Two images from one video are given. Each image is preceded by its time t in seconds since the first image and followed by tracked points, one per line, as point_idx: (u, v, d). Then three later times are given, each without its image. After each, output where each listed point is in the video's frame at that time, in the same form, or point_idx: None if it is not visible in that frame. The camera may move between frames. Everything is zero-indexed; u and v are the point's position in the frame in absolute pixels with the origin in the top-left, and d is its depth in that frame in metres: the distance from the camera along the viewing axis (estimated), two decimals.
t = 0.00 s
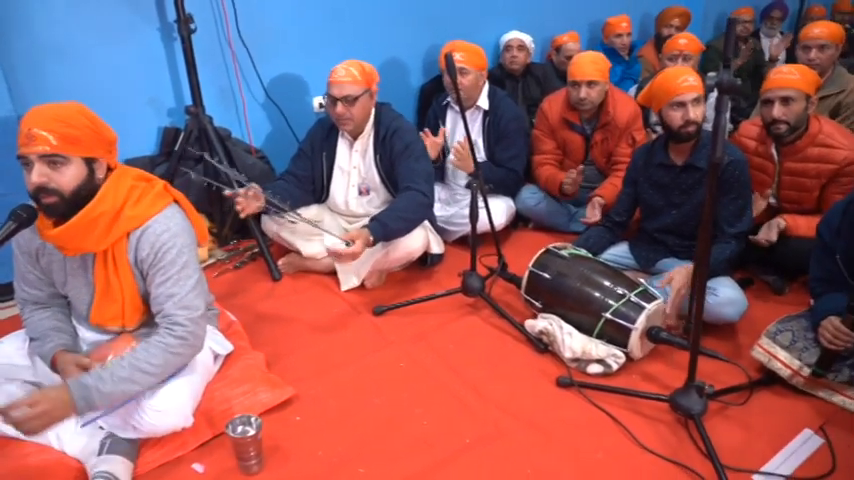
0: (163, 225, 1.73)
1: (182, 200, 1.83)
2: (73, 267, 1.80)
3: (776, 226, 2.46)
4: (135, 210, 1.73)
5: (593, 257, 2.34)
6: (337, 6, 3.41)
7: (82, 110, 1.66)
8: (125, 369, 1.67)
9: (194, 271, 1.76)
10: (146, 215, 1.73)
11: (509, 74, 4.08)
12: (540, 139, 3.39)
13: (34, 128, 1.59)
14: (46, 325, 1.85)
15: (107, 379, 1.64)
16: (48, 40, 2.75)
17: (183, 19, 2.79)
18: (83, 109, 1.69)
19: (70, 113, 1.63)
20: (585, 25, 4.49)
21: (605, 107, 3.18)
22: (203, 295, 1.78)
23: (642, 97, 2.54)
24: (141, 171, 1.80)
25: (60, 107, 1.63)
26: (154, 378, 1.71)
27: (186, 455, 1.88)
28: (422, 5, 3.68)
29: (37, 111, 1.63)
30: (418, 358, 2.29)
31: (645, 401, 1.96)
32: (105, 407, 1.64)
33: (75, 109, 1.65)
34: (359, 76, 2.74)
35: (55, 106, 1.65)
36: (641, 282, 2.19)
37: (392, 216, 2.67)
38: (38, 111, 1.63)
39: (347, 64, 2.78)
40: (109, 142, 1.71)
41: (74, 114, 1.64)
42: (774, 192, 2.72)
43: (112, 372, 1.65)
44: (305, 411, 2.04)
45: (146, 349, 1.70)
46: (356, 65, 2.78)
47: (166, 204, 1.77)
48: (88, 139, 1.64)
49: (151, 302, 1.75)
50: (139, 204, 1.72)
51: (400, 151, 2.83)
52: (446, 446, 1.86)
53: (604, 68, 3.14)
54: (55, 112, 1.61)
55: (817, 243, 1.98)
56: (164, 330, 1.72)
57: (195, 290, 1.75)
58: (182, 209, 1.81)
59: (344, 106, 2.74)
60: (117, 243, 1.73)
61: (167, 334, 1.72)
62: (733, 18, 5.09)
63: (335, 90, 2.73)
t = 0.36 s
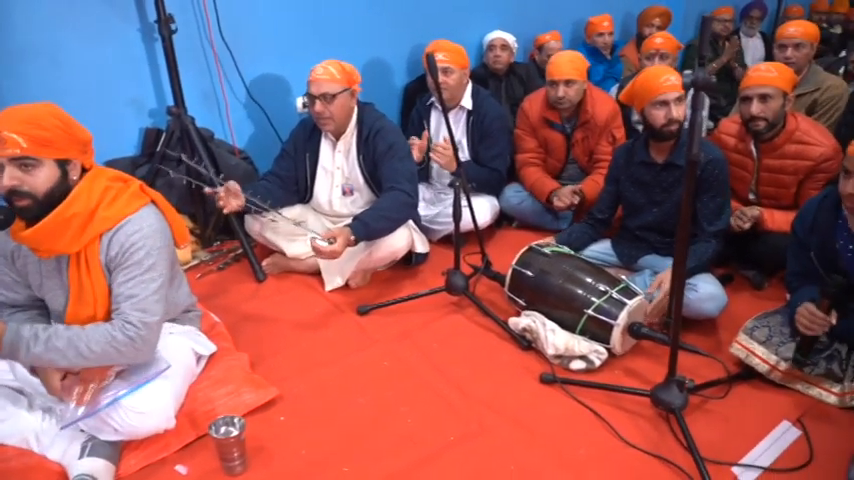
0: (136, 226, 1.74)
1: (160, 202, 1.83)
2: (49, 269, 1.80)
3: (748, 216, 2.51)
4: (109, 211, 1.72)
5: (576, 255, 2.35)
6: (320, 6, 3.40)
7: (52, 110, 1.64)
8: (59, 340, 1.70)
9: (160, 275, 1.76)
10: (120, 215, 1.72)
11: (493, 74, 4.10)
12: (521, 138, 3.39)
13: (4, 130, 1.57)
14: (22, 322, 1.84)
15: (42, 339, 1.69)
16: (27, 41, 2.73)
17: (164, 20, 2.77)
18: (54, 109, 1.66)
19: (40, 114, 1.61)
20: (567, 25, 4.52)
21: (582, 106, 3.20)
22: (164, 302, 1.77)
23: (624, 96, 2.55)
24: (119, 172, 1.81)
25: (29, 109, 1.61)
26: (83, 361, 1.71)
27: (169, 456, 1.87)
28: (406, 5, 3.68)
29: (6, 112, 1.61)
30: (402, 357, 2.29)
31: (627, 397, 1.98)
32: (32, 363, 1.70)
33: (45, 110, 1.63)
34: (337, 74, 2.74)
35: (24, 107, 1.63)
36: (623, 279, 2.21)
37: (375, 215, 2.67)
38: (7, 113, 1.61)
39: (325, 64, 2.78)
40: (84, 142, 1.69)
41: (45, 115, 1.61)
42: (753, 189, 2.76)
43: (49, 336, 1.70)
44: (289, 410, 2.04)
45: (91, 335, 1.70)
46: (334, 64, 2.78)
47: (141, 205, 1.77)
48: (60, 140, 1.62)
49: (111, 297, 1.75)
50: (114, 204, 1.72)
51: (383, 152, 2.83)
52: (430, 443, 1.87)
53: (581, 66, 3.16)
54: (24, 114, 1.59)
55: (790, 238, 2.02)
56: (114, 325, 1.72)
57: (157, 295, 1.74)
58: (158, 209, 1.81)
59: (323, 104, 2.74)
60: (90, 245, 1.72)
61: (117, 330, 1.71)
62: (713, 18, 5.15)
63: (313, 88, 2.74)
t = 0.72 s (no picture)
0: (126, 227, 1.75)
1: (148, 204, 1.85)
2: (38, 272, 1.81)
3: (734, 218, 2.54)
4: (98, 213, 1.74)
5: (563, 256, 2.38)
6: (310, 9, 3.42)
7: (40, 114, 1.64)
8: (50, 342, 1.71)
9: (150, 276, 1.77)
10: (109, 218, 1.74)
11: (483, 77, 4.13)
12: (510, 140, 3.42)
13: None
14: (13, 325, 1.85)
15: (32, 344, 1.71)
16: (18, 45, 2.74)
17: (154, 23, 2.79)
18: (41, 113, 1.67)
19: (29, 119, 1.61)
20: (557, 28, 4.55)
21: (572, 108, 3.23)
22: (154, 303, 1.78)
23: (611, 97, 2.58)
24: (107, 176, 1.82)
25: (17, 114, 1.61)
26: (75, 363, 1.72)
27: (159, 457, 1.88)
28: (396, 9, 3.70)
29: None
30: (392, 358, 2.31)
31: (613, 395, 2.00)
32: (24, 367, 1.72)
33: (33, 115, 1.63)
34: (329, 77, 2.77)
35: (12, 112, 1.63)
36: (609, 278, 2.24)
37: (364, 217, 2.69)
38: None
39: (318, 66, 2.80)
40: (72, 146, 1.70)
41: (34, 120, 1.62)
42: (739, 189, 2.80)
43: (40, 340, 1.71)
44: (279, 411, 2.06)
45: (82, 336, 1.71)
46: (328, 66, 2.81)
47: (131, 207, 1.79)
48: (50, 144, 1.63)
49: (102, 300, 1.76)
50: (103, 207, 1.74)
51: (373, 154, 2.85)
52: (419, 442, 1.88)
53: (570, 69, 3.18)
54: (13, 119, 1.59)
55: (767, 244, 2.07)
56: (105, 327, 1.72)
57: (147, 295, 1.76)
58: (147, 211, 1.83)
59: (313, 105, 2.76)
60: (80, 247, 1.73)
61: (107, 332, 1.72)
62: (701, 21, 5.20)
63: (304, 89, 2.76)
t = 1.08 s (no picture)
0: (122, 226, 1.75)
1: (142, 202, 1.85)
2: (31, 270, 1.83)
3: (720, 214, 2.58)
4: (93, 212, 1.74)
5: (550, 254, 2.41)
6: (301, 10, 3.44)
7: (36, 114, 1.67)
8: (89, 385, 1.69)
9: (153, 273, 1.77)
10: (104, 216, 1.74)
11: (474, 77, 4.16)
12: (500, 140, 3.44)
13: None
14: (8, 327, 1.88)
15: (72, 398, 1.66)
16: (10, 46, 2.75)
17: (144, 25, 2.80)
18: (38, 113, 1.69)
19: (25, 118, 1.63)
20: (548, 28, 4.59)
21: (562, 108, 3.26)
22: (163, 297, 1.79)
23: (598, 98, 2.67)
24: (100, 175, 1.82)
25: (13, 113, 1.63)
26: (120, 389, 1.73)
27: (151, 454, 1.91)
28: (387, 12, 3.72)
29: None
30: (382, 356, 2.33)
31: (599, 391, 2.03)
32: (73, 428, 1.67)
33: (30, 115, 1.65)
34: (318, 81, 2.78)
35: (8, 112, 1.65)
36: (596, 276, 2.26)
37: (357, 217, 2.70)
38: None
39: (306, 70, 2.82)
40: (68, 147, 1.72)
41: (30, 120, 1.64)
42: (725, 187, 2.82)
43: (76, 390, 1.67)
44: (269, 408, 2.08)
45: (109, 359, 1.73)
46: (316, 70, 2.81)
47: (124, 206, 1.78)
48: (45, 143, 1.65)
49: (111, 305, 1.76)
50: (98, 205, 1.74)
51: (363, 153, 2.87)
52: (407, 438, 1.91)
53: (558, 69, 3.21)
54: (9, 118, 1.61)
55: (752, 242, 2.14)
56: (125, 336, 1.74)
57: (155, 292, 1.77)
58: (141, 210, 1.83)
59: (304, 111, 2.78)
60: (75, 245, 1.74)
61: (128, 340, 1.74)
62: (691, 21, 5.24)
63: (295, 95, 2.77)
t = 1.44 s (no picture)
0: (101, 229, 1.75)
1: (122, 203, 1.84)
2: (11, 271, 1.83)
3: (706, 211, 2.61)
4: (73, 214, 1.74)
5: (534, 252, 2.42)
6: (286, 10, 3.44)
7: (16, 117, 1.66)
8: (67, 386, 1.71)
9: (133, 276, 1.78)
10: (85, 219, 1.74)
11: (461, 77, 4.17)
12: (485, 139, 3.46)
13: None
14: None
15: (50, 401, 1.68)
16: None
17: (127, 26, 2.80)
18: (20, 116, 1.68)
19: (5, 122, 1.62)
20: (534, 28, 4.62)
21: (544, 107, 3.30)
22: (142, 300, 1.80)
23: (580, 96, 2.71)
24: (80, 175, 1.81)
25: None
26: (98, 390, 1.74)
27: (135, 454, 1.91)
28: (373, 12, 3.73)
29: None
30: (367, 354, 2.34)
31: (582, 387, 2.05)
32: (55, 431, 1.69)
33: (10, 118, 1.64)
34: (307, 76, 2.79)
35: None
36: (578, 273, 2.28)
37: (340, 215, 2.72)
38: None
39: (296, 65, 2.83)
40: (49, 150, 1.71)
41: (10, 123, 1.63)
42: (707, 184, 2.85)
43: (54, 392, 1.69)
44: (254, 407, 2.09)
45: (86, 360, 1.75)
46: (304, 66, 2.83)
47: (105, 208, 1.78)
48: (24, 147, 1.64)
49: (91, 308, 1.77)
50: (78, 207, 1.73)
51: (349, 153, 2.88)
52: (391, 434, 1.92)
53: (541, 68, 3.24)
54: None
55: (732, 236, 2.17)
56: (103, 338, 1.76)
57: (134, 295, 1.78)
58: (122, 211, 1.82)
59: (290, 103, 2.78)
60: (55, 246, 1.74)
61: (106, 343, 1.76)
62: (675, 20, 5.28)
63: (282, 87, 2.78)
